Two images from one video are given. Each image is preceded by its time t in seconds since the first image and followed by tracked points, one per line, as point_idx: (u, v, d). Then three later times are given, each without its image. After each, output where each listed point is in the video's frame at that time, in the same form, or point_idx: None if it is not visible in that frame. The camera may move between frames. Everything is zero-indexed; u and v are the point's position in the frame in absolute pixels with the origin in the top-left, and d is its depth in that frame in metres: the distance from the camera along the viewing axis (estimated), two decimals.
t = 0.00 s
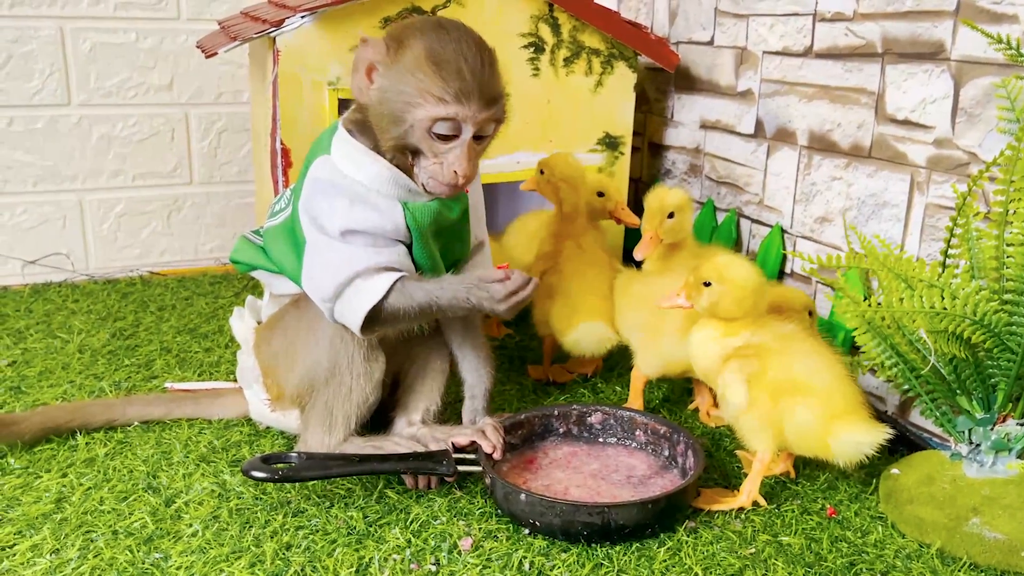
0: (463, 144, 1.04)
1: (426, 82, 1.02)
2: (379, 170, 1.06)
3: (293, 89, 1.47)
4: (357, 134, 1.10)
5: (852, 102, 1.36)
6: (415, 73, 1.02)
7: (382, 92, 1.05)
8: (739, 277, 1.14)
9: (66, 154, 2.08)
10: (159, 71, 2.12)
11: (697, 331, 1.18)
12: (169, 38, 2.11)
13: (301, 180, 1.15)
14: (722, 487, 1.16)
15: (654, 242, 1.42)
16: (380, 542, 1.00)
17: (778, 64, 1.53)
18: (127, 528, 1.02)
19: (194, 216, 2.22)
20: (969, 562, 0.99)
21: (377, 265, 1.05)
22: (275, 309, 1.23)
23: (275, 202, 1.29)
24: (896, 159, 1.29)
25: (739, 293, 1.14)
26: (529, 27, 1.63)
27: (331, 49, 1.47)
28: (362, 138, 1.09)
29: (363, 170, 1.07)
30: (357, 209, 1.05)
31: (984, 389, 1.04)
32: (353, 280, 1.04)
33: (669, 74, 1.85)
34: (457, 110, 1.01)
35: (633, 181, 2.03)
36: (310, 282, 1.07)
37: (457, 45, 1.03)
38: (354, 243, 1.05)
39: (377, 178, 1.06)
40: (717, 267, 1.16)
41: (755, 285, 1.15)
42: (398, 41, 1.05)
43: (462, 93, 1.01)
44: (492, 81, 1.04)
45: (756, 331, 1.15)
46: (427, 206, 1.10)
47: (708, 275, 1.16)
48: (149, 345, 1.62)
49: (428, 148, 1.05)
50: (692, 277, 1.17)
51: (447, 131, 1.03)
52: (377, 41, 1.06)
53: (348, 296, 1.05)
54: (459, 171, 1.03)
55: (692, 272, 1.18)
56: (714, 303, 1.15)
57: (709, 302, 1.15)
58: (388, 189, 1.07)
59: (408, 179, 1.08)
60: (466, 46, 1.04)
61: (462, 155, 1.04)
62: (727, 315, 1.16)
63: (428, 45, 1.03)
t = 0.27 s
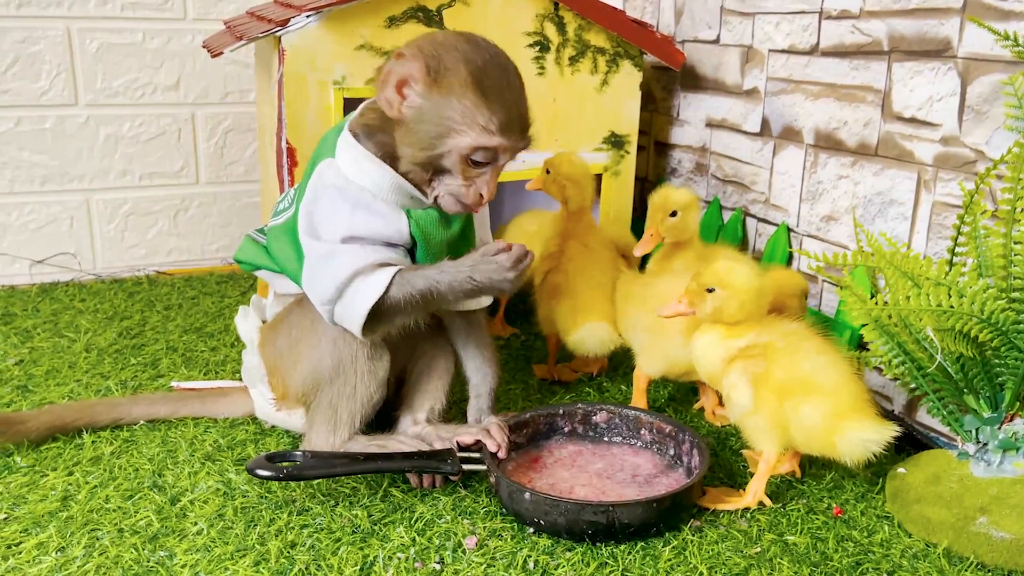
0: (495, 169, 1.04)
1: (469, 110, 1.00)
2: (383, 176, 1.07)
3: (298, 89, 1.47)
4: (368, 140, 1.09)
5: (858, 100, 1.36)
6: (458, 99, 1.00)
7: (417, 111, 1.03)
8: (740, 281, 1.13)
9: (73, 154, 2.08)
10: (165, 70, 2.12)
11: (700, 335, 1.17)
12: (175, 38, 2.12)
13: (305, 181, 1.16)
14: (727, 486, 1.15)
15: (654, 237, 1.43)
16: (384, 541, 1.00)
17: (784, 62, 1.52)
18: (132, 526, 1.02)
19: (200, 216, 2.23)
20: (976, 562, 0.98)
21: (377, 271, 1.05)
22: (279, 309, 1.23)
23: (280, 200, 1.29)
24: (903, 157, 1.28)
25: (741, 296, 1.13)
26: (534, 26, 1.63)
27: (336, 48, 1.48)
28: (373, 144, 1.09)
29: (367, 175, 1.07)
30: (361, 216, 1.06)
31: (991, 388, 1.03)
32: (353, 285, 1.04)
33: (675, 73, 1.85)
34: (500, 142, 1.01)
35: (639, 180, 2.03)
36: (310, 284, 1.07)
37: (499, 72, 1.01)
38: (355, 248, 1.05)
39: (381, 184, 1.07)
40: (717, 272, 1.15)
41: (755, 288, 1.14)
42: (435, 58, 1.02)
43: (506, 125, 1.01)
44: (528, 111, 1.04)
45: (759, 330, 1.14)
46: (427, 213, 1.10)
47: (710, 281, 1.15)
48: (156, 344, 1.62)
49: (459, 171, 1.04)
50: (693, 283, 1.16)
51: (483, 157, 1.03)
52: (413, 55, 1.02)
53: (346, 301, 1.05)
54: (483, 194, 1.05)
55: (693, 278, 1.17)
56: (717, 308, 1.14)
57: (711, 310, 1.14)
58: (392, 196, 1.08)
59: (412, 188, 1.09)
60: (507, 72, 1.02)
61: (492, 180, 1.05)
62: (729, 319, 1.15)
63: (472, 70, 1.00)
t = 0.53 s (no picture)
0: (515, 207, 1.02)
1: (496, 153, 0.97)
2: (398, 193, 1.04)
3: (305, 89, 1.47)
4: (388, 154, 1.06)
5: (865, 99, 1.35)
6: (487, 142, 0.97)
7: (443, 146, 1.00)
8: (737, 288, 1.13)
9: (82, 155, 2.09)
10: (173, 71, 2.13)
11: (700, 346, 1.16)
12: (183, 39, 2.13)
13: (315, 186, 1.14)
14: (734, 487, 1.15)
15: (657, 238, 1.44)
16: (390, 541, 1.00)
17: (791, 61, 1.52)
18: (139, 526, 1.03)
19: (208, 216, 2.23)
20: (984, 564, 0.98)
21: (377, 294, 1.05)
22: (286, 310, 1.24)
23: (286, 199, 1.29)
24: (911, 156, 1.28)
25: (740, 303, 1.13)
26: (541, 26, 1.63)
27: (342, 49, 1.48)
28: (392, 158, 1.06)
29: (381, 189, 1.04)
30: (373, 235, 1.05)
31: (999, 388, 1.02)
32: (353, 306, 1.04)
33: (682, 72, 1.84)
34: (524, 188, 0.98)
35: (646, 180, 2.03)
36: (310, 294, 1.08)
37: (531, 117, 0.97)
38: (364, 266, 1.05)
39: (395, 202, 1.05)
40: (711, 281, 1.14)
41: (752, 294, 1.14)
42: (465, 92, 0.97)
43: (533, 171, 0.98)
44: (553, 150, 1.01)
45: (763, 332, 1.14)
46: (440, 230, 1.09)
47: (709, 290, 1.13)
48: (163, 344, 1.63)
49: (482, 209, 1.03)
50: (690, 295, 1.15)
51: (505, 196, 1.00)
52: (444, 91, 0.98)
53: (344, 318, 1.06)
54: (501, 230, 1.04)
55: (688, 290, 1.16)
56: (718, 318, 1.13)
57: (710, 321, 1.14)
58: (406, 215, 1.06)
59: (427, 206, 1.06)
60: (536, 112, 0.99)
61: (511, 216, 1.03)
62: (731, 326, 1.14)
63: (503, 110, 0.96)
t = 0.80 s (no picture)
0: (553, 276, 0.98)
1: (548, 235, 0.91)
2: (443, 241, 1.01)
3: (313, 89, 1.47)
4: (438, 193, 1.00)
5: (875, 96, 1.35)
6: (541, 222, 0.90)
7: (491, 214, 0.93)
8: (740, 303, 1.12)
9: (91, 154, 2.10)
10: (182, 71, 2.14)
11: (704, 361, 1.17)
12: (191, 39, 2.13)
13: (348, 198, 1.10)
14: (741, 486, 1.15)
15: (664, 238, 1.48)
16: (397, 539, 1.00)
17: (799, 58, 1.51)
18: (147, 524, 1.03)
19: (216, 215, 2.24)
20: (993, 564, 0.97)
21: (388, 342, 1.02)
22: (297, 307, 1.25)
23: (309, 194, 1.25)
24: (920, 154, 1.27)
25: (742, 315, 1.12)
26: (548, 24, 1.62)
27: (349, 48, 1.48)
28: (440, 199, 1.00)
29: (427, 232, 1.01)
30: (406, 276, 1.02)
31: (1009, 387, 1.02)
32: (366, 349, 1.01)
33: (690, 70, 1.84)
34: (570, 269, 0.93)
35: (654, 178, 2.02)
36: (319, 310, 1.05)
37: (586, 202, 0.92)
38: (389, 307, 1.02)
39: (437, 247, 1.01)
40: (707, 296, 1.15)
41: (755, 304, 1.14)
42: (524, 161, 0.91)
43: (582, 253, 0.92)
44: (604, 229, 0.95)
45: (766, 338, 1.14)
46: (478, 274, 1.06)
47: (709, 310, 1.13)
48: (172, 342, 1.64)
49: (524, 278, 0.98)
50: (692, 317, 1.15)
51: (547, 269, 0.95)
52: (504, 163, 0.90)
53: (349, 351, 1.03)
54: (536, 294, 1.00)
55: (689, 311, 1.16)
56: (722, 335, 1.13)
57: (716, 337, 1.14)
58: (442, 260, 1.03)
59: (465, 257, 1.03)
60: (593, 192, 0.93)
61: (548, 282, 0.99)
62: (735, 340, 1.14)
63: (564, 187, 0.91)
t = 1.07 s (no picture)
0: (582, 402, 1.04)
1: (593, 378, 0.98)
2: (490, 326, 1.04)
3: (319, 87, 1.47)
4: (498, 275, 1.04)
5: (883, 94, 1.34)
6: (588, 369, 0.97)
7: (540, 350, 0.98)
8: (729, 328, 1.12)
9: (100, 153, 2.11)
10: (189, 70, 2.15)
11: (713, 387, 1.17)
12: (199, 38, 2.14)
13: (399, 227, 1.07)
14: (748, 485, 1.14)
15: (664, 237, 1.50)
16: (403, 537, 1.01)
17: (807, 56, 1.50)
18: (154, 521, 1.04)
19: (224, 214, 2.25)
20: (1002, 563, 0.97)
21: (409, 395, 1.05)
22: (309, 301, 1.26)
23: (349, 185, 1.22)
24: (928, 152, 1.27)
25: (736, 339, 1.12)
26: (555, 22, 1.62)
27: (356, 47, 1.48)
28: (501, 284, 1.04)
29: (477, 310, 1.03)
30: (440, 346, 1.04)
31: (1019, 386, 1.01)
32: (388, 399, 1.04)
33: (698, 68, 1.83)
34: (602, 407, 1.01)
35: (661, 176, 2.02)
36: (342, 344, 1.04)
37: (632, 355, 1.00)
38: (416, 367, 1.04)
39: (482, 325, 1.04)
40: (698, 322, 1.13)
41: (746, 323, 1.13)
42: (591, 317, 0.97)
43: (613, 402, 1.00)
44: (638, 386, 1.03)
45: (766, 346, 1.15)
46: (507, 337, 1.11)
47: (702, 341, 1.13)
48: (180, 341, 1.64)
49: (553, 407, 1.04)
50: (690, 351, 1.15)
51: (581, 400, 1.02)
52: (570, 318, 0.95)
53: (369, 393, 1.05)
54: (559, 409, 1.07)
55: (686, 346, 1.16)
56: (721, 360, 1.13)
57: (717, 365, 1.14)
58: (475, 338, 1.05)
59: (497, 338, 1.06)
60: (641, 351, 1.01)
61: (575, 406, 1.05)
62: (733, 364, 1.14)
63: (617, 350, 0.98)
